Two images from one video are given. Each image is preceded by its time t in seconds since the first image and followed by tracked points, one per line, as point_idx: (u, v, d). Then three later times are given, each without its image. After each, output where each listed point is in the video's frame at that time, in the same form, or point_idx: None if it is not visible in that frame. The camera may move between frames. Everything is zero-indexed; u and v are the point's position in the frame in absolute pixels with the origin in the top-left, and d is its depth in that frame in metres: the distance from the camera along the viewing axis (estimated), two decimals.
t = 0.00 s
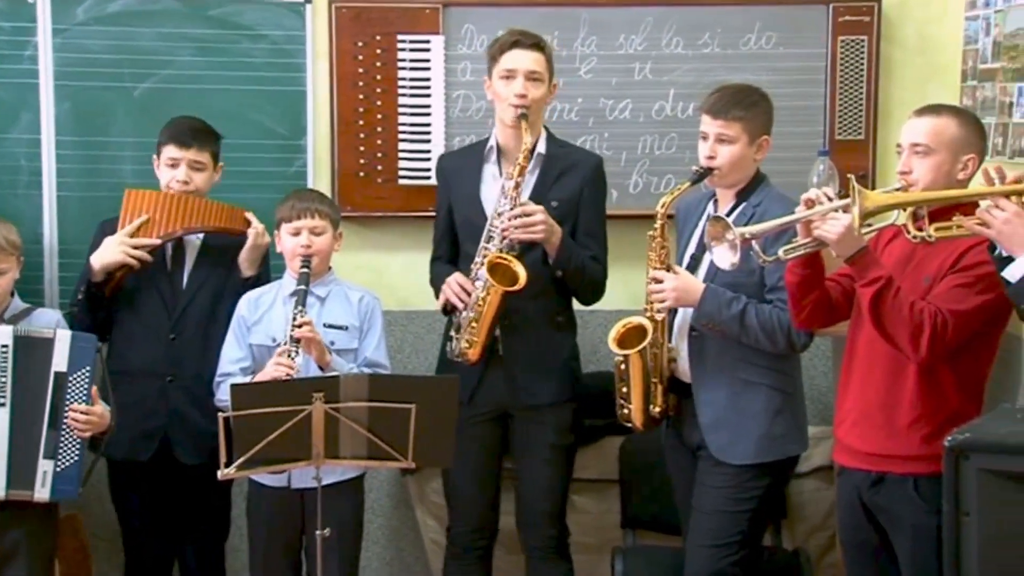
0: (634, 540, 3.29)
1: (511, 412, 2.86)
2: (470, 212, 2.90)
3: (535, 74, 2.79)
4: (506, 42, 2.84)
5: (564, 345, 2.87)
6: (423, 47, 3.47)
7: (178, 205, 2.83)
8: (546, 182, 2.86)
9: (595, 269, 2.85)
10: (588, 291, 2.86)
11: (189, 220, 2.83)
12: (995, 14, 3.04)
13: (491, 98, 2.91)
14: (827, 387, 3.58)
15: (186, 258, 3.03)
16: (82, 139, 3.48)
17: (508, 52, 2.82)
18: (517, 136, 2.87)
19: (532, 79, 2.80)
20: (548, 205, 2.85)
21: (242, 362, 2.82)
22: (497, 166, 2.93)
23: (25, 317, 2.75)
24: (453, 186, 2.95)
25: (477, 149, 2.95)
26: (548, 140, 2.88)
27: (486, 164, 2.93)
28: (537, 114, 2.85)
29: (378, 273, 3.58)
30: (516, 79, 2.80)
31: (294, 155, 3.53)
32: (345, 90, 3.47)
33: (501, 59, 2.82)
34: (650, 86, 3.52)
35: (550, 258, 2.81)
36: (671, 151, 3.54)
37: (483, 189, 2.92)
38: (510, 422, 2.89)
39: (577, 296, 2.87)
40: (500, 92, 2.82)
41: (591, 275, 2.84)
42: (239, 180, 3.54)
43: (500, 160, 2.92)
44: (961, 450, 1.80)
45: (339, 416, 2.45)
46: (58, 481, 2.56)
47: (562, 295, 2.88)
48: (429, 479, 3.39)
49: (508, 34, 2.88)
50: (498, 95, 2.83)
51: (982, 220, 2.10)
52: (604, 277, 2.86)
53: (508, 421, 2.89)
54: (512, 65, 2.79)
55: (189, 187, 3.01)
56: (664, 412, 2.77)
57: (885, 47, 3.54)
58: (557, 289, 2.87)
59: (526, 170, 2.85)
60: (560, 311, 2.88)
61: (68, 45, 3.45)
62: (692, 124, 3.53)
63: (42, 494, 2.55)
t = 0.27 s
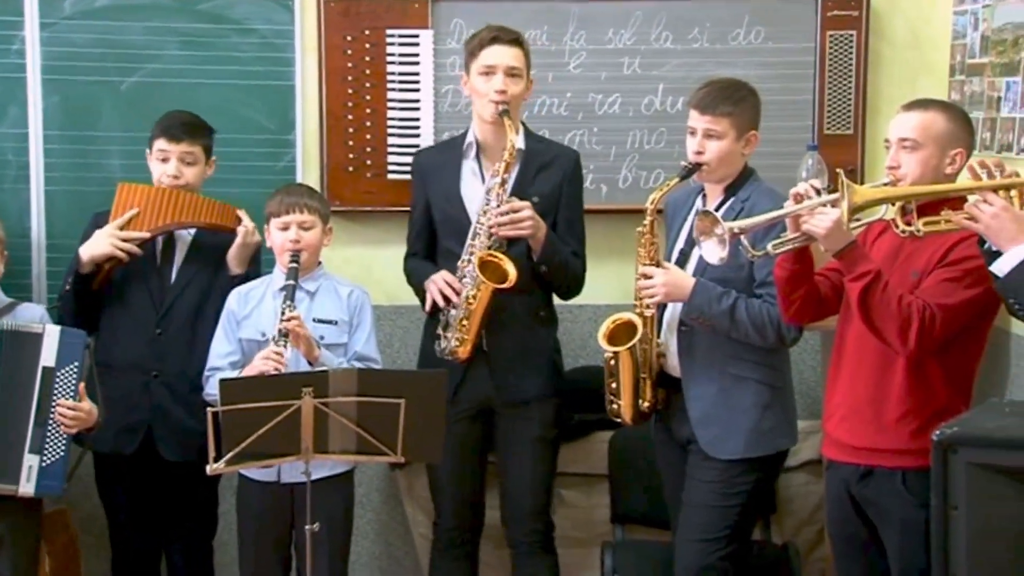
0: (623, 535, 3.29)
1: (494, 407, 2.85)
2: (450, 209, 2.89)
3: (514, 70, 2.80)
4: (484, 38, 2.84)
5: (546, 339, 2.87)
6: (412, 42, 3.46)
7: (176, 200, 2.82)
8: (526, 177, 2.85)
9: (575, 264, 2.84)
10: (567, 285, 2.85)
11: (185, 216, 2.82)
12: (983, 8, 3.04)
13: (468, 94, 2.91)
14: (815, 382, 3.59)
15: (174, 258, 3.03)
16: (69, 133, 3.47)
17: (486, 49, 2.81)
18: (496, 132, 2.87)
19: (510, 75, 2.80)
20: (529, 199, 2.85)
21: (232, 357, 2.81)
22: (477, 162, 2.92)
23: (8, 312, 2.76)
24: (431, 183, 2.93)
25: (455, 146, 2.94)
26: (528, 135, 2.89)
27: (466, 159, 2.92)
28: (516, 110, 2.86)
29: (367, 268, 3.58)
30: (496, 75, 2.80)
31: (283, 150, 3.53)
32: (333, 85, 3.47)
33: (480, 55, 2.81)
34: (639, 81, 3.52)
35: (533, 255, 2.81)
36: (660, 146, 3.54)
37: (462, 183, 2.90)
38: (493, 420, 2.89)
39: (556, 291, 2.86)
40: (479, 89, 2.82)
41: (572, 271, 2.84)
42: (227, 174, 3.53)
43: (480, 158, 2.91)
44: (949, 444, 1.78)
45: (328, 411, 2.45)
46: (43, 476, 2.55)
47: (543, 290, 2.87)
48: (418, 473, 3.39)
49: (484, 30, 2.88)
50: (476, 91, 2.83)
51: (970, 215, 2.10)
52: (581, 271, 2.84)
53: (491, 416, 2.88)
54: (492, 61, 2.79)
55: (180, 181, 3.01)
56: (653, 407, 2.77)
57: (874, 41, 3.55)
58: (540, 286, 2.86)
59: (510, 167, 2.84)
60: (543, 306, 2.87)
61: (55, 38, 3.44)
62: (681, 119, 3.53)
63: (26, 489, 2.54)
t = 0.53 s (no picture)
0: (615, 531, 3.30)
1: (484, 402, 2.85)
2: (437, 207, 2.89)
3: (501, 65, 2.79)
4: (470, 34, 2.82)
5: (536, 332, 2.89)
6: (404, 38, 3.46)
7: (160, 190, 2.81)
8: (514, 173, 2.86)
9: (563, 259, 2.85)
10: (555, 280, 2.85)
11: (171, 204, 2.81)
12: (974, 5, 3.05)
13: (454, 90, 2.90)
14: (807, 377, 3.59)
15: (165, 244, 3.02)
16: (61, 129, 3.46)
17: (472, 45, 2.81)
18: (485, 127, 2.87)
19: (497, 69, 2.80)
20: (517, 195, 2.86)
21: (222, 349, 2.81)
22: (464, 158, 2.92)
23: None
24: (417, 180, 2.93)
25: (441, 142, 2.94)
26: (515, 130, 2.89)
27: (453, 156, 2.92)
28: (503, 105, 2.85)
29: (359, 264, 3.57)
30: (482, 70, 2.79)
31: (275, 145, 3.53)
32: (325, 81, 3.46)
33: (466, 51, 2.81)
34: (631, 77, 3.52)
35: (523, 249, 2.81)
36: (652, 142, 3.55)
37: (450, 183, 2.91)
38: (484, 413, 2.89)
39: (545, 285, 2.86)
40: (465, 85, 2.81)
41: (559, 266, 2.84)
42: (219, 169, 3.53)
43: (467, 152, 2.92)
44: (941, 439, 1.77)
45: (320, 407, 2.44)
46: (31, 473, 2.55)
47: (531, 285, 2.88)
48: (411, 469, 3.39)
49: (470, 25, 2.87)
50: (464, 86, 2.82)
51: (962, 211, 2.10)
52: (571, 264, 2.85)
53: (481, 411, 2.88)
54: (478, 56, 2.79)
55: (169, 169, 3.00)
56: (646, 403, 2.76)
57: (865, 37, 3.55)
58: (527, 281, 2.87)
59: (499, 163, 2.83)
60: (531, 301, 2.88)
61: (46, 34, 3.42)
62: (673, 115, 3.54)
63: (13, 485, 2.53)
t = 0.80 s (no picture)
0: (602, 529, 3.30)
1: (473, 402, 2.85)
2: (430, 207, 2.89)
3: (487, 63, 2.79)
4: (456, 32, 2.82)
5: (530, 330, 2.89)
6: (391, 37, 3.46)
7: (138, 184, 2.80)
8: (504, 170, 2.86)
9: (556, 255, 2.85)
10: (549, 277, 2.85)
11: (152, 199, 2.81)
12: (959, 4, 3.06)
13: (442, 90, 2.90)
14: (793, 376, 3.60)
15: (148, 239, 3.01)
16: (46, 127, 3.45)
17: (458, 44, 2.80)
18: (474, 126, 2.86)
19: (484, 68, 2.79)
20: (508, 193, 2.86)
21: (207, 350, 2.81)
22: (454, 158, 2.92)
23: None
24: (411, 180, 2.93)
25: (433, 142, 2.94)
26: (506, 128, 2.89)
27: (443, 155, 2.92)
28: (491, 103, 2.84)
29: (346, 263, 3.57)
30: (468, 69, 2.79)
31: (261, 144, 3.52)
32: (311, 79, 3.45)
33: (452, 50, 2.80)
34: (617, 76, 3.52)
35: (514, 245, 2.81)
36: (638, 141, 3.55)
37: (441, 182, 2.91)
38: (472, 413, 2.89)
39: (540, 283, 2.87)
40: (453, 84, 2.81)
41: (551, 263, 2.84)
42: (205, 168, 3.52)
43: (458, 151, 2.91)
44: (925, 438, 1.74)
45: (306, 407, 2.44)
46: (14, 475, 2.54)
47: (522, 281, 2.88)
48: (398, 468, 3.39)
49: (457, 25, 2.87)
50: (451, 85, 2.81)
51: (948, 209, 2.11)
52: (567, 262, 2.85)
53: (470, 409, 2.88)
54: (463, 55, 2.78)
55: (136, 169, 3.00)
56: (627, 400, 2.77)
57: (851, 36, 3.56)
58: (517, 278, 2.87)
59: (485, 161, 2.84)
60: (522, 298, 2.88)
61: (32, 33, 3.41)
62: (659, 114, 3.54)
63: None
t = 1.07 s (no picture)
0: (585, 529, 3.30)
1: (465, 401, 2.85)
2: (423, 206, 2.90)
3: (481, 63, 2.79)
4: (451, 31, 2.83)
5: (520, 331, 2.87)
6: (373, 37, 3.45)
7: (115, 183, 2.79)
8: (499, 169, 2.85)
9: (549, 257, 2.83)
10: (545, 280, 2.84)
11: (129, 198, 2.80)
12: (940, 5, 3.07)
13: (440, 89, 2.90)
14: (776, 376, 3.60)
15: (129, 238, 3.00)
16: (26, 128, 3.43)
17: (452, 42, 2.81)
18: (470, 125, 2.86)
19: (478, 67, 2.79)
20: (499, 194, 2.84)
21: (188, 350, 2.80)
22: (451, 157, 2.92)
23: None
24: (409, 178, 2.94)
25: (432, 141, 2.95)
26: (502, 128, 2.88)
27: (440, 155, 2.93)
28: (487, 102, 2.84)
29: (328, 263, 3.57)
30: (462, 67, 2.79)
31: (243, 145, 3.51)
32: (293, 80, 3.45)
33: (447, 49, 2.81)
34: (600, 76, 3.52)
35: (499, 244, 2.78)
36: (621, 141, 3.55)
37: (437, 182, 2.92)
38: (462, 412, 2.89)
39: (534, 285, 2.86)
40: (447, 83, 2.82)
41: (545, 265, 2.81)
42: (187, 169, 3.51)
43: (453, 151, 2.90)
44: (907, 437, 1.71)
45: (289, 408, 2.44)
46: None
47: (514, 283, 2.87)
48: (381, 469, 3.39)
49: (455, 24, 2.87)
50: (445, 84, 2.82)
51: (930, 208, 2.12)
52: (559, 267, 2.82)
53: (461, 409, 2.88)
54: (458, 53, 2.78)
55: (128, 170, 3.00)
56: (612, 401, 2.77)
57: (833, 37, 3.57)
58: (510, 278, 2.86)
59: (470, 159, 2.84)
60: (514, 299, 2.88)
61: (12, 32, 3.40)
62: (642, 114, 3.54)
63: None
